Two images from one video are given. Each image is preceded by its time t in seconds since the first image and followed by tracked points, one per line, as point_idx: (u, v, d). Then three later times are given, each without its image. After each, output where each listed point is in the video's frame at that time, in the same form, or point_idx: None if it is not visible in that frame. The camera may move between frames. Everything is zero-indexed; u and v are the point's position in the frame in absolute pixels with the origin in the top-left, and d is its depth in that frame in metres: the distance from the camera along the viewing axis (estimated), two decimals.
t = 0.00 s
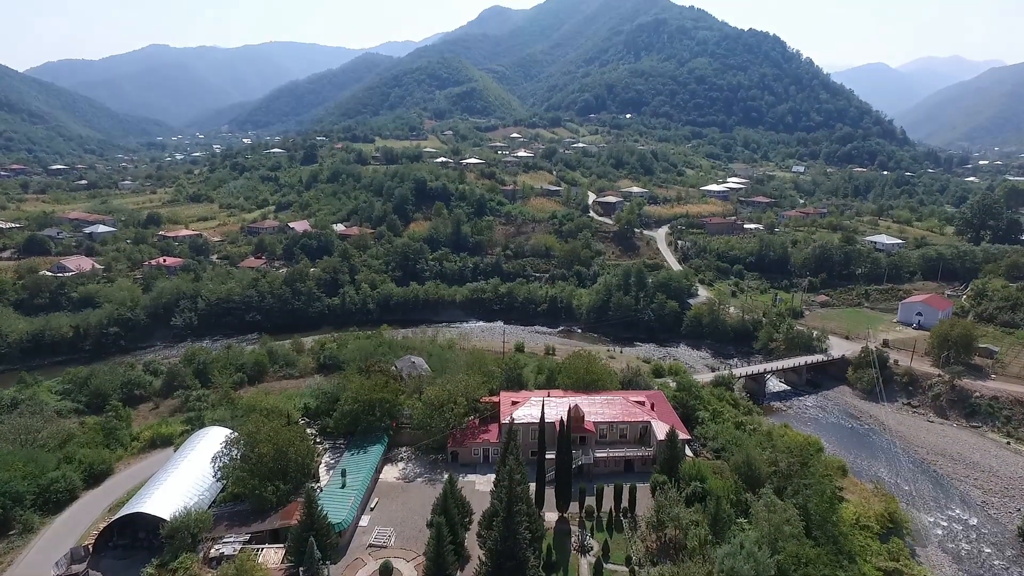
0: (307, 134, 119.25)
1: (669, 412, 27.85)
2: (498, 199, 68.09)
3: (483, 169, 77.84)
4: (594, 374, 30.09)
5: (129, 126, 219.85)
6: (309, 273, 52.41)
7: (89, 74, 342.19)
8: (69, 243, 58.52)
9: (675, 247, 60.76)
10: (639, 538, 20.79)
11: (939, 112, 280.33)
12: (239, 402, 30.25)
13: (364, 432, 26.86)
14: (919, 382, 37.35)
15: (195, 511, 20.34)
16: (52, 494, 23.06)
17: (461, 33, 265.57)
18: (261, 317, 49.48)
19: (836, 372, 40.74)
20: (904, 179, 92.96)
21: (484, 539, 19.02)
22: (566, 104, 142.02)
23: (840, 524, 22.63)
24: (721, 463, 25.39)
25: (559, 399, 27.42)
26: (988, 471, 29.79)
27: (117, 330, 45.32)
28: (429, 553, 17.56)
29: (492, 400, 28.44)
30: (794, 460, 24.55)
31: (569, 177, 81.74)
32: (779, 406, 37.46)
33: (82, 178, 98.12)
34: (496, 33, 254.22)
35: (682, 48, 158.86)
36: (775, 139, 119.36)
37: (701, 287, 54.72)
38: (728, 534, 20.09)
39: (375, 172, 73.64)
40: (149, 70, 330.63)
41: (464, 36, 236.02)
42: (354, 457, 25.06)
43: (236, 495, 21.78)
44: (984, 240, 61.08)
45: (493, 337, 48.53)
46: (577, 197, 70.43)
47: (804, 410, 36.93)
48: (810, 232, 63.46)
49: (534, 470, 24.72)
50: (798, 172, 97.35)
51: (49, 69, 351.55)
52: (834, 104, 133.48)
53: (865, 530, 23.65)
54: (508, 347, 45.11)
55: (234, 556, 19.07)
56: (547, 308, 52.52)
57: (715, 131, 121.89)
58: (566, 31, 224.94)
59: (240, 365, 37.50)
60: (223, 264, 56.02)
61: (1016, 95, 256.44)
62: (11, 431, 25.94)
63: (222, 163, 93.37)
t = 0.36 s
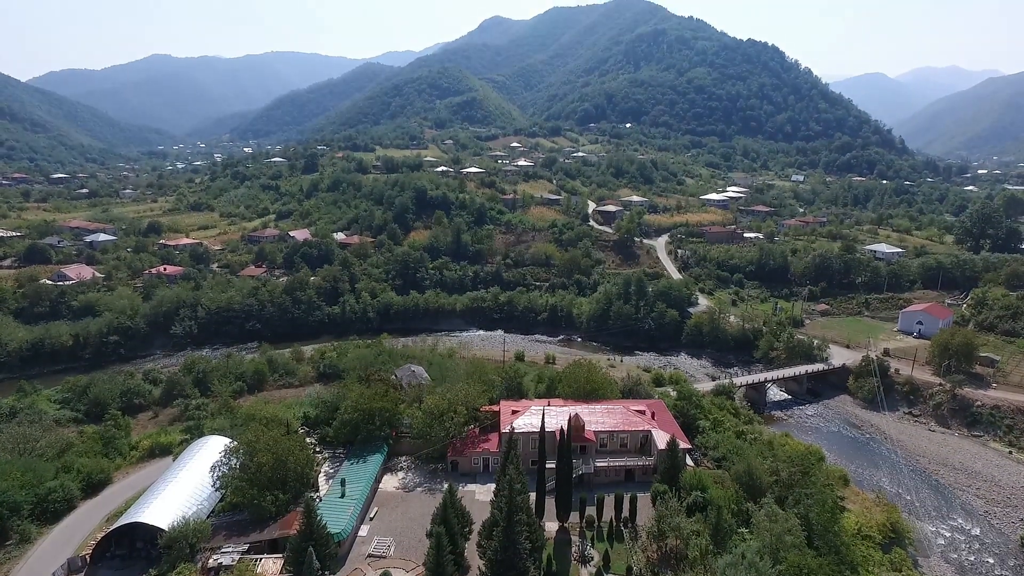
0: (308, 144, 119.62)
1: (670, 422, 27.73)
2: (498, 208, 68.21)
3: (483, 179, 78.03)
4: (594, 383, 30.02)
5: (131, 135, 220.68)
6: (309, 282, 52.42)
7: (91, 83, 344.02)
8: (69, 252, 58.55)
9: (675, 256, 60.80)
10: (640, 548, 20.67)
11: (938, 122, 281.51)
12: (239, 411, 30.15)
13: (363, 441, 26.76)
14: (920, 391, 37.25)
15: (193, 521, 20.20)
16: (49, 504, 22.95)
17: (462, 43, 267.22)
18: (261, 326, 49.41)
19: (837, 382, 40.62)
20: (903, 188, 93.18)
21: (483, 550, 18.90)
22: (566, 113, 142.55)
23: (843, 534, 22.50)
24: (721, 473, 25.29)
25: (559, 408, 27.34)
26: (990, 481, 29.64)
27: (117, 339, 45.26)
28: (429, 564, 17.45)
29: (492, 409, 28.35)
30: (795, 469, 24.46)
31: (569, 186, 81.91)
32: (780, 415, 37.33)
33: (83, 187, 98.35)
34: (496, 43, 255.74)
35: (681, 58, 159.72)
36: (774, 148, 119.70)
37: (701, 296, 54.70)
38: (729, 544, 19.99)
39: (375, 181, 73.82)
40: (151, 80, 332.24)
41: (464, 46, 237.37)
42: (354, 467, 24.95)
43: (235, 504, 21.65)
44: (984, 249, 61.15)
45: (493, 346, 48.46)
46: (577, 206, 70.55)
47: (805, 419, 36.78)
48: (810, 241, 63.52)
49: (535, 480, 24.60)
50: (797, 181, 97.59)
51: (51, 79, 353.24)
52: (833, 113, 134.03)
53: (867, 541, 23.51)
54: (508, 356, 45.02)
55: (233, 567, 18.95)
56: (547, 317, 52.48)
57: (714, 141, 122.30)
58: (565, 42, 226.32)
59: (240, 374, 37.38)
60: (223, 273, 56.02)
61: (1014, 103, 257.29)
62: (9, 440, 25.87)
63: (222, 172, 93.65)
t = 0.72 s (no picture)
0: (309, 152, 119.91)
1: (671, 430, 27.66)
2: (498, 217, 68.35)
3: (483, 187, 78.22)
4: (595, 392, 29.97)
5: (132, 144, 221.52)
6: (309, 290, 52.43)
7: (93, 93, 345.84)
8: (70, 260, 58.61)
9: (675, 265, 60.86)
10: (641, 558, 20.55)
11: (937, 131, 282.51)
12: (239, 419, 30.08)
13: (363, 450, 26.67)
14: (921, 400, 37.16)
15: (192, 530, 20.11)
16: (47, 513, 22.85)
17: (462, 52, 268.69)
18: (261, 334, 49.35)
19: (838, 390, 40.54)
20: (903, 197, 93.37)
21: (483, 559, 18.81)
22: (565, 122, 143.12)
23: (845, 544, 22.38)
24: (723, 481, 25.19)
25: (560, 416, 27.28)
26: (992, 490, 29.50)
27: (117, 348, 45.24)
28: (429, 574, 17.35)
29: (492, 418, 28.28)
30: (796, 478, 24.38)
31: (569, 195, 82.09)
32: (781, 423, 37.23)
33: (84, 196, 98.53)
34: (497, 53, 257.11)
35: (680, 67, 160.52)
36: (774, 157, 120.03)
37: (701, 304, 54.70)
38: (731, 554, 19.87)
39: (375, 190, 74.01)
40: (152, 89, 333.86)
41: (465, 56, 238.64)
42: (354, 475, 24.88)
43: (234, 513, 21.58)
44: (983, 257, 61.22)
45: (493, 355, 48.41)
46: (577, 214, 70.68)
47: (806, 427, 36.68)
48: (810, 249, 63.56)
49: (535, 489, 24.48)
50: (797, 190, 97.74)
51: (53, 89, 354.77)
52: (832, 122, 134.52)
53: (870, 550, 23.35)
54: (508, 365, 44.98)
55: None
56: (547, 325, 52.45)
57: (713, 150, 122.71)
58: (565, 51, 227.52)
59: (240, 383, 37.26)
60: (223, 281, 56.02)
61: (1013, 112, 257.98)
62: (7, 449, 25.78)
63: (223, 180, 93.96)
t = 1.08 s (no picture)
0: (310, 161, 120.21)
1: (671, 440, 27.56)
2: (499, 226, 68.45)
3: (483, 196, 78.39)
4: (595, 401, 29.91)
5: (134, 153, 222.18)
6: (309, 299, 52.42)
7: (95, 102, 347.39)
8: (71, 268, 58.67)
9: (675, 273, 60.87)
10: (642, 568, 20.42)
11: (935, 140, 283.62)
12: (238, 428, 29.99)
13: (362, 459, 26.57)
14: (923, 409, 37.07)
15: (190, 539, 20.01)
16: (46, 522, 22.74)
17: (463, 62, 269.99)
18: (260, 343, 49.30)
19: (839, 399, 40.43)
20: (903, 205, 93.53)
21: (484, 569, 18.71)
22: (566, 132, 143.65)
23: (847, 554, 22.25)
24: (724, 491, 25.07)
25: (560, 425, 27.21)
26: (995, 500, 29.36)
27: (116, 356, 45.16)
28: None
29: (492, 427, 28.20)
30: (798, 487, 24.25)
31: (569, 204, 82.25)
32: (782, 432, 37.10)
33: (85, 204, 98.76)
34: (497, 63, 258.49)
35: (680, 77, 161.33)
36: (773, 166, 120.35)
37: (701, 312, 54.67)
38: (732, 564, 19.75)
39: (376, 198, 74.19)
40: (154, 99, 335.42)
41: (465, 65, 239.88)
42: (354, 484, 24.80)
43: (233, 523, 21.47)
44: (984, 266, 61.26)
45: (493, 363, 48.31)
46: (577, 223, 70.80)
47: (807, 436, 36.57)
48: (810, 258, 63.60)
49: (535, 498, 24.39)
50: (797, 199, 97.93)
51: (56, 98, 356.35)
52: (831, 131, 135.01)
53: (873, 561, 23.22)
54: (508, 373, 44.88)
55: None
56: (547, 334, 52.42)
57: (713, 159, 123.09)
58: (565, 61, 228.73)
59: (239, 392, 37.17)
60: (224, 290, 56.03)
61: (1012, 122, 258.82)
62: (5, 458, 25.70)
63: (224, 189, 94.16)
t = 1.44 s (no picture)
0: (310, 169, 120.54)
1: (672, 448, 27.47)
2: (499, 234, 68.53)
3: (484, 204, 78.56)
4: (596, 409, 29.83)
5: (135, 161, 222.73)
6: (309, 306, 52.42)
7: (97, 111, 348.80)
8: (71, 276, 58.67)
9: (675, 281, 60.88)
10: None
11: (934, 149, 284.46)
12: (238, 436, 29.89)
13: (362, 468, 26.46)
14: (924, 417, 36.98)
15: (189, 548, 19.90)
16: (43, 532, 22.64)
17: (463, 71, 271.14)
18: (261, 351, 49.25)
19: (840, 408, 40.34)
20: (902, 213, 93.69)
21: None
22: (566, 140, 144.11)
23: (850, 564, 22.12)
24: (725, 499, 24.96)
25: (561, 433, 27.13)
26: (997, 509, 29.23)
27: (116, 364, 45.13)
28: None
29: (492, 435, 28.10)
30: (800, 496, 24.17)
31: (569, 212, 82.44)
32: (783, 441, 36.97)
33: (86, 212, 99.00)
34: (497, 72, 259.56)
35: (679, 85, 162.06)
36: (773, 174, 120.67)
37: (702, 321, 54.63)
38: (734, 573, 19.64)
39: (376, 206, 74.33)
40: (156, 107, 336.87)
41: (465, 74, 240.99)
42: (353, 493, 24.70)
43: (232, 532, 21.32)
44: (983, 274, 61.29)
45: (494, 372, 48.20)
46: (577, 231, 70.89)
47: (808, 445, 36.44)
48: (809, 266, 63.66)
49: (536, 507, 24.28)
50: (796, 207, 98.15)
51: (58, 107, 357.88)
52: (830, 140, 135.49)
53: (875, 571, 23.09)
54: (508, 382, 44.77)
55: None
56: (547, 342, 52.39)
57: (713, 167, 123.45)
58: (564, 70, 229.79)
59: (239, 400, 37.05)
60: (224, 298, 56.03)
61: (1010, 130, 259.76)
62: (3, 467, 25.61)
63: (225, 197, 94.36)
